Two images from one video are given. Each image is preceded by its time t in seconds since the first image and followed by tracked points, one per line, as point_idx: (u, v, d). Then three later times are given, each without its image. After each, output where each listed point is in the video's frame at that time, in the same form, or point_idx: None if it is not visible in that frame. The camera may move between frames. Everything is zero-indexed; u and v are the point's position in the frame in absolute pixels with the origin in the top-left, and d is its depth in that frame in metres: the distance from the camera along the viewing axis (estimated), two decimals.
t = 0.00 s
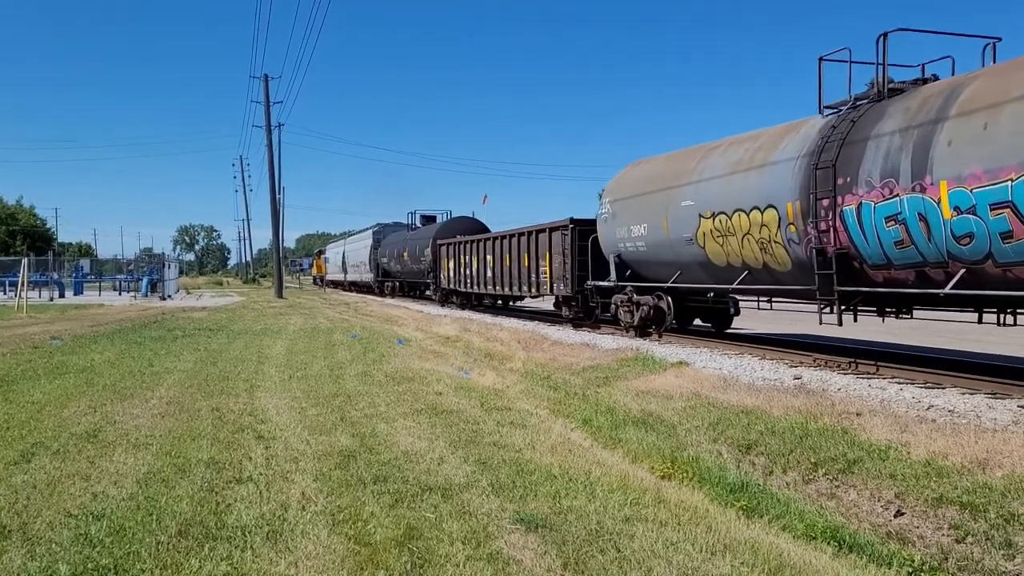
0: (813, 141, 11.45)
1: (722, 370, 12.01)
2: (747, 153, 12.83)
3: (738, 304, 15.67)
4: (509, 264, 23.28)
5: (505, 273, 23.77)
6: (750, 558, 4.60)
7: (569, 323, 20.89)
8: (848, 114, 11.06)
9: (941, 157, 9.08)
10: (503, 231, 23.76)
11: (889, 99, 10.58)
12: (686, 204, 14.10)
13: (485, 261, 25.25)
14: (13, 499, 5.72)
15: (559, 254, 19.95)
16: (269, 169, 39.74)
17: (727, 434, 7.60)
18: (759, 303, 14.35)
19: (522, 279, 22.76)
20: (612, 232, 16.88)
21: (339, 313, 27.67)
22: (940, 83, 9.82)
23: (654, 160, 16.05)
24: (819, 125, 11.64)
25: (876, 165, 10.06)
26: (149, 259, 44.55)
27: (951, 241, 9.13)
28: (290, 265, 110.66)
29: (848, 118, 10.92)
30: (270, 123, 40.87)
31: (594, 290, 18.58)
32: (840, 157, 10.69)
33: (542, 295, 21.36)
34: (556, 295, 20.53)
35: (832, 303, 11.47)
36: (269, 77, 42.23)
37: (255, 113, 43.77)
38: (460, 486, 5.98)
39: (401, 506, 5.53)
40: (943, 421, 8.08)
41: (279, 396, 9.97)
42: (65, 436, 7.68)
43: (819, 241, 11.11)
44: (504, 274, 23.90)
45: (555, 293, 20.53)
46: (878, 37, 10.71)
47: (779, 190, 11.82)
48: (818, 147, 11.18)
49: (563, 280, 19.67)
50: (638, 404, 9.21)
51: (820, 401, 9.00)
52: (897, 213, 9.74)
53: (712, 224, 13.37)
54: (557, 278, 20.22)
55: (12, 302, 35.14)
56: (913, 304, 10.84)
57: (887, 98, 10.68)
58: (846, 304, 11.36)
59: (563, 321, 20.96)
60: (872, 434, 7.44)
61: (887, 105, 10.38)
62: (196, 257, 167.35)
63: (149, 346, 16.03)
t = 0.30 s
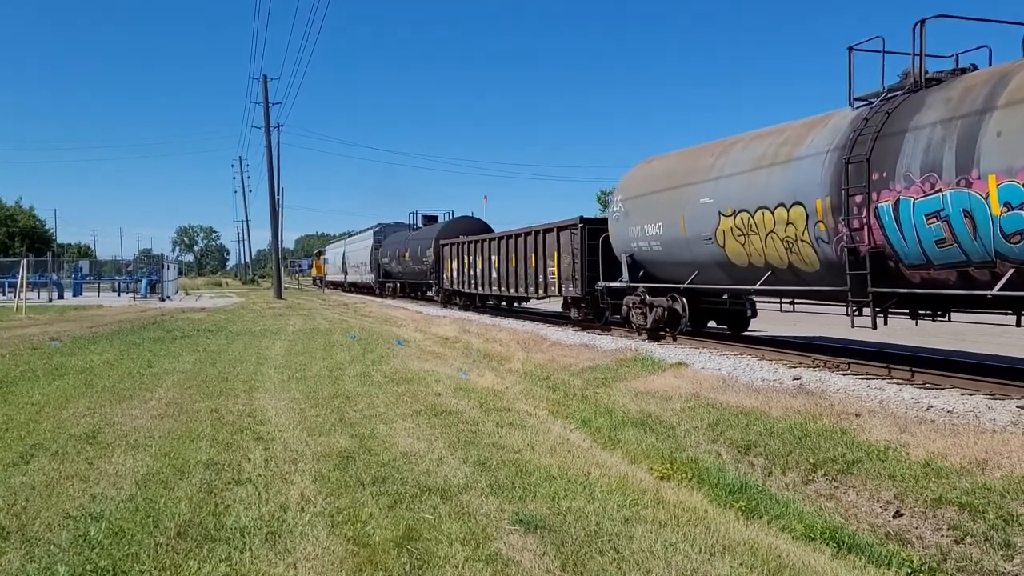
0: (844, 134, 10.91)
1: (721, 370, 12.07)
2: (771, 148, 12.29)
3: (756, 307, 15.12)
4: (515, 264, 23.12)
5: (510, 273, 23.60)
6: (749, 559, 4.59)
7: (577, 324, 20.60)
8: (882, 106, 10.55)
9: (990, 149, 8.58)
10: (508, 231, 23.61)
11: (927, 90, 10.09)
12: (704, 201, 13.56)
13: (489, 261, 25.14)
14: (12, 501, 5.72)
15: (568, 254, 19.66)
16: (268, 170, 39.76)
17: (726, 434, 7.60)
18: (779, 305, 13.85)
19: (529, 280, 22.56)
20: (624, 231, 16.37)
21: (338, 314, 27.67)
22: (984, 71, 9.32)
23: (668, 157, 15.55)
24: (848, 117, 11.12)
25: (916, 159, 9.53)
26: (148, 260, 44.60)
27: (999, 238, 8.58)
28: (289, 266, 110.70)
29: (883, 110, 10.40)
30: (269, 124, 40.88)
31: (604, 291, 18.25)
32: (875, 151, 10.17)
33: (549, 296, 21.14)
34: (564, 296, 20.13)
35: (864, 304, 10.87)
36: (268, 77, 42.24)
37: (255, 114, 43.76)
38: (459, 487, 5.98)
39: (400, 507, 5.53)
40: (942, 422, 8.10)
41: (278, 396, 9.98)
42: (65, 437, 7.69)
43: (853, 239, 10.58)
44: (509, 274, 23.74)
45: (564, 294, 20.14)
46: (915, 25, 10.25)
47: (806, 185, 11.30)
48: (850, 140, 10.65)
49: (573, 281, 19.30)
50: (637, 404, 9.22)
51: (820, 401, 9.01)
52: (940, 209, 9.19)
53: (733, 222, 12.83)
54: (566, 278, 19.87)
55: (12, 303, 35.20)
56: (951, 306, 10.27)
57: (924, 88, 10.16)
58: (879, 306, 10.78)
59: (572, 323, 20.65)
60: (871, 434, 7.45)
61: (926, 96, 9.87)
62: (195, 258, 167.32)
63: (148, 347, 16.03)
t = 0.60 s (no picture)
0: (877, 126, 10.27)
1: (720, 371, 12.11)
2: (797, 142, 11.68)
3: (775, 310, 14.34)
4: (521, 264, 22.89)
5: (517, 274, 23.33)
6: (748, 559, 4.59)
7: (586, 326, 20.22)
8: (920, 96, 9.89)
9: None
10: (513, 231, 23.44)
11: (968, 79, 9.45)
12: (724, 199, 12.94)
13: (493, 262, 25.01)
14: (9, 502, 5.70)
15: (578, 254, 19.29)
16: (267, 170, 39.72)
17: (725, 434, 7.62)
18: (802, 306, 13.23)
19: (537, 280, 22.29)
20: (637, 231, 15.80)
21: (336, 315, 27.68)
22: None
23: (685, 153, 14.97)
24: (881, 108, 10.46)
25: (960, 153, 8.89)
26: (147, 261, 44.61)
27: None
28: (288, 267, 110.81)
29: (921, 100, 9.74)
30: (268, 124, 40.88)
31: (616, 292, 17.83)
32: (913, 144, 9.53)
33: (556, 297, 20.85)
34: (574, 297, 19.73)
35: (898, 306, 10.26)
36: (266, 78, 42.23)
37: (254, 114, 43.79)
38: (458, 488, 5.97)
39: (399, 508, 5.53)
40: (941, 422, 8.10)
41: (276, 398, 9.98)
42: (63, 438, 7.68)
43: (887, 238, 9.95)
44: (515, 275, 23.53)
45: (573, 296, 19.75)
46: (954, 11, 9.55)
47: (836, 181, 10.67)
48: (885, 133, 10.01)
49: (584, 281, 18.88)
50: (636, 405, 9.22)
51: (819, 402, 9.02)
52: (987, 206, 8.58)
53: (756, 220, 12.24)
54: (575, 279, 19.51)
55: (10, 305, 35.20)
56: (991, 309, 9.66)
57: (966, 77, 9.50)
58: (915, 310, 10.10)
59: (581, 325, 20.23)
60: (870, 435, 7.46)
61: (969, 84, 9.21)
62: (194, 259, 167.26)
63: (146, 348, 16.00)
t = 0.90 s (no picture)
0: (915, 118, 9.69)
1: (720, 371, 12.12)
2: (825, 135, 11.14)
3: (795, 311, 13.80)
4: (527, 264, 22.64)
5: (524, 274, 23.03)
6: (747, 560, 4.59)
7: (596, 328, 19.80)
8: (963, 85, 9.32)
9: None
10: (518, 231, 23.26)
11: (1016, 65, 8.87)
12: (747, 195, 12.39)
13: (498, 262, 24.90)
14: (8, 503, 5.70)
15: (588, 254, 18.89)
16: (265, 171, 39.66)
17: (724, 435, 7.62)
18: (827, 308, 12.70)
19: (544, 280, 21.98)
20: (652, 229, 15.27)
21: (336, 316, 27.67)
22: None
23: (702, 149, 14.44)
24: (918, 98, 9.89)
25: (1012, 144, 8.32)
26: (146, 262, 44.62)
27: None
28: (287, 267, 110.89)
29: (965, 90, 9.17)
30: (267, 125, 40.84)
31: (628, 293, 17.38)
32: (958, 137, 8.96)
33: (565, 297, 20.51)
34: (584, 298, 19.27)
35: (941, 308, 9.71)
36: (264, 78, 42.15)
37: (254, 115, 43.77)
38: (457, 489, 5.97)
39: (398, 509, 5.52)
40: (940, 423, 8.10)
41: (276, 398, 9.97)
42: (62, 439, 7.67)
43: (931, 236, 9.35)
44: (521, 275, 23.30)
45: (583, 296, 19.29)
46: None
47: (871, 176, 10.09)
48: (925, 125, 9.44)
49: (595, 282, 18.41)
50: (635, 406, 9.21)
51: (818, 402, 9.02)
52: None
53: (781, 217, 11.70)
54: (586, 280, 19.07)
55: (9, 306, 35.19)
56: None
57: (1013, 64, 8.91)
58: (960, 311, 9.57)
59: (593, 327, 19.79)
60: (869, 435, 7.45)
61: (1017, 72, 8.63)
62: (194, 259, 167.25)
63: (145, 348, 16.00)
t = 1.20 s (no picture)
0: (959, 106, 9.06)
1: (719, 372, 12.10)
2: (857, 127, 10.56)
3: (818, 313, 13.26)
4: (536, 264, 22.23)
5: (533, 275, 22.56)
6: (747, 561, 4.59)
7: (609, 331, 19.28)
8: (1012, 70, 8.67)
9: None
10: (522, 230, 23.06)
11: None
12: (773, 192, 11.81)
13: (501, 261, 24.80)
14: (8, 503, 5.70)
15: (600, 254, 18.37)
16: (265, 172, 39.62)
17: (724, 436, 7.61)
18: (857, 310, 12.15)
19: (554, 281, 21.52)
20: (669, 228, 14.71)
21: (336, 316, 27.67)
22: None
23: (722, 144, 13.89)
24: (961, 86, 9.25)
25: None
26: (145, 263, 44.62)
27: None
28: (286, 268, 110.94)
29: (1015, 75, 8.52)
30: (266, 125, 40.80)
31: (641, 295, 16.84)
32: (1009, 126, 8.32)
33: (576, 298, 20.03)
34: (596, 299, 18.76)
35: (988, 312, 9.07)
36: (264, 78, 42.09)
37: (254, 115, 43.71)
38: (457, 490, 5.96)
39: (397, 509, 5.52)
40: (940, 423, 8.09)
41: (275, 399, 9.97)
42: (61, 439, 7.67)
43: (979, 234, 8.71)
44: (529, 274, 22.99)
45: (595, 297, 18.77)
46: None
47: (909, 170, 9.48)
48: (971, 114, 8.81)
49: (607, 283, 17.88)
50: (635, 406, 9.20)
51: (818, 403, 9.01)
52: None
53: (811, 214, 11.09)
54: (597, 280, 18.57)
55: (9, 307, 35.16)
56: None
57: None
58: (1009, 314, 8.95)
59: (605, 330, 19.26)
60: (869, 436, 7.44)
61: None
62: (194, 260, 167.28)
63: (145, 349, 16.01)
